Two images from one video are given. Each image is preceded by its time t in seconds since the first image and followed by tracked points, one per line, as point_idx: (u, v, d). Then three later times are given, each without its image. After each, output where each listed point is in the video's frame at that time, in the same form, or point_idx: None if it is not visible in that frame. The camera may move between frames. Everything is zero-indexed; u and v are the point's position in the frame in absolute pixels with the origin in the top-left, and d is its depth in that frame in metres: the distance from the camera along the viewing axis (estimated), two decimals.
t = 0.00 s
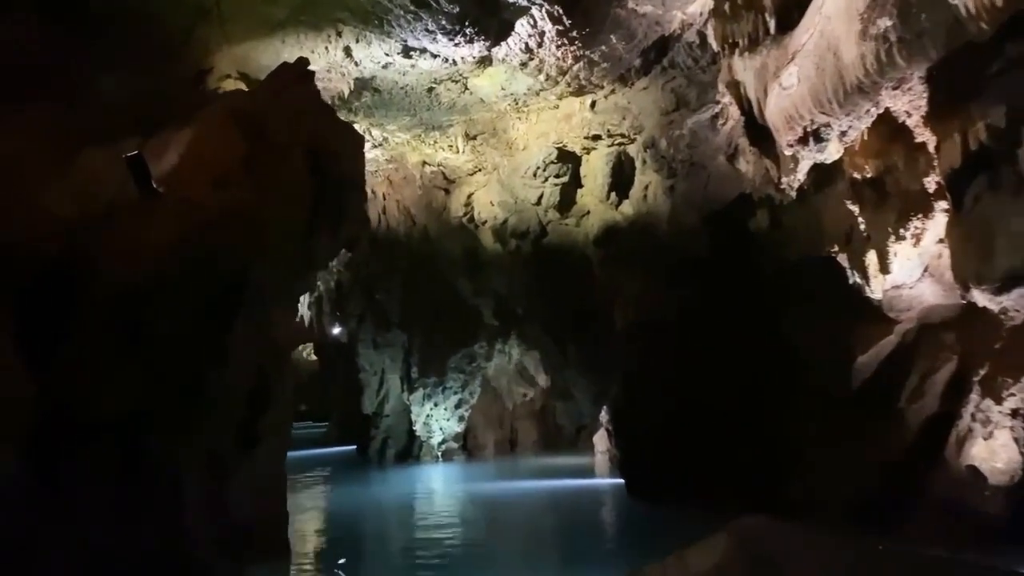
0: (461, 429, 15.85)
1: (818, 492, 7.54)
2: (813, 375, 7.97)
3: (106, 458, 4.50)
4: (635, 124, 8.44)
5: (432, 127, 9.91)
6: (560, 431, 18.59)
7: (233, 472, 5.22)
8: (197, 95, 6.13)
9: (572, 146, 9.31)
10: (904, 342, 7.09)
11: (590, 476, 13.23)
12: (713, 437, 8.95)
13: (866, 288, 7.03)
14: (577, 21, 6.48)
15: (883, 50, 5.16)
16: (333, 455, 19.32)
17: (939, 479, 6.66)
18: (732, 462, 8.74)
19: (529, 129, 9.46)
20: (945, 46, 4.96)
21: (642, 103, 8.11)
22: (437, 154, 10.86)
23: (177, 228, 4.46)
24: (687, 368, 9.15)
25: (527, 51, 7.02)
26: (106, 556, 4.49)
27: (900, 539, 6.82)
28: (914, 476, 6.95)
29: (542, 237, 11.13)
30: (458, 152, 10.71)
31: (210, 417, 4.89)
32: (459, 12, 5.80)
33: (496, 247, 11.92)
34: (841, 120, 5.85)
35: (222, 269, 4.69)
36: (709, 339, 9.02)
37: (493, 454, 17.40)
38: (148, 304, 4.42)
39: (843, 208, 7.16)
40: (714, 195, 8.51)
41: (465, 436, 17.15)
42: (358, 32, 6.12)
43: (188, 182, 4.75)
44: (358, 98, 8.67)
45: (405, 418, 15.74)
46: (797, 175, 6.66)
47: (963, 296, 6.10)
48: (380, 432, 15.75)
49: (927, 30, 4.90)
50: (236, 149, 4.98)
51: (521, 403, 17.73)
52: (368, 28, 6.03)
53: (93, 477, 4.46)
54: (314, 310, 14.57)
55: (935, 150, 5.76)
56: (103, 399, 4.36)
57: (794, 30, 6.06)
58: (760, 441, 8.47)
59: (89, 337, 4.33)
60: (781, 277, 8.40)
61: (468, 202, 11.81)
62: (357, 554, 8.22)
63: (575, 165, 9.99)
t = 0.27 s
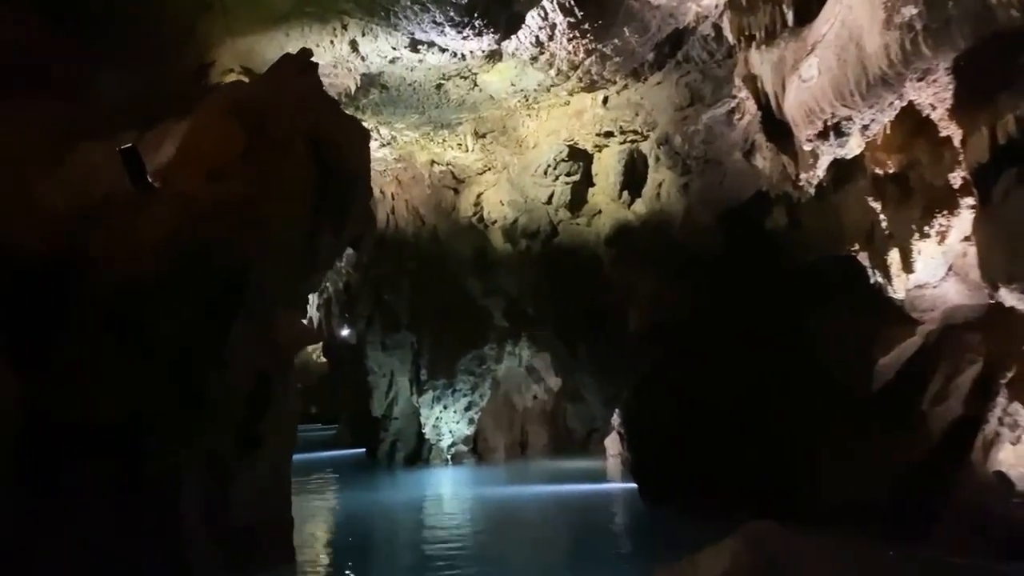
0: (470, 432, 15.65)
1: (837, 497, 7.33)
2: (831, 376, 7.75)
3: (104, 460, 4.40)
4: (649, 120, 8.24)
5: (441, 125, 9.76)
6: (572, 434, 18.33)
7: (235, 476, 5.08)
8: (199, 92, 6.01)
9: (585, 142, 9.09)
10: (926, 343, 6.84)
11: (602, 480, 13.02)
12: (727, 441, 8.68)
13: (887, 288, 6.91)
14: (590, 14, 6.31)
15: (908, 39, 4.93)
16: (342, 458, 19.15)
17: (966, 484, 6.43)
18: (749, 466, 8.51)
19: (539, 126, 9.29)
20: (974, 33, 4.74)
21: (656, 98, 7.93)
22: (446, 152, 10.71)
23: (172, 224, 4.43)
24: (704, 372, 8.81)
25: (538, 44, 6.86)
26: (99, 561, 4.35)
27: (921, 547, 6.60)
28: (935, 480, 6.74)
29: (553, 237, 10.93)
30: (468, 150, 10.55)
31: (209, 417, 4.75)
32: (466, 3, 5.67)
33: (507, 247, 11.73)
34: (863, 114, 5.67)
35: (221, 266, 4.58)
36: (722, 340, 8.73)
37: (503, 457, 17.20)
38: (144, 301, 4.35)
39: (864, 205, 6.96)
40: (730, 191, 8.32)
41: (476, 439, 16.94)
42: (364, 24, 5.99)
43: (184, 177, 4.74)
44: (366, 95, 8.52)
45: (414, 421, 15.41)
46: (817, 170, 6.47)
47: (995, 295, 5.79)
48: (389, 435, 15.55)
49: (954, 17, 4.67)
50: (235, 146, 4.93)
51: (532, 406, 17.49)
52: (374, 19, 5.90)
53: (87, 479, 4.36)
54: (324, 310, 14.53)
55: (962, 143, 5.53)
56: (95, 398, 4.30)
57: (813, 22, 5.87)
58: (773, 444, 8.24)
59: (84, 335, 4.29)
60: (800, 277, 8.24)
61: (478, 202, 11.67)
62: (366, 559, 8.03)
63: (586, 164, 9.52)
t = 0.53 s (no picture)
0: (480, 435, 15.45)
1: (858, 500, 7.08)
2: (853, 375, 7.53)
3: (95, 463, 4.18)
4: (662, 114, 8.01)
5: (449, 121, 9.57)
6: (583, 437, 18.13)
7: (233, 480, 4.89)
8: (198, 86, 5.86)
9: (596, 137, 8.85)
10: (951, 343, 6.59)
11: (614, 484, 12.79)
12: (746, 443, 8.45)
13: (912, 285, 6.71)
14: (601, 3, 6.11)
15: (936, 24, 4.70)
16: (352, 461, 18.98)
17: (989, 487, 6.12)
18: (767, 469, 8.26)
19: (549, 122, 9.06)
20: (1005, 18, 4.50)
21: (670, 91, 7.72)
22: (455, 149, 10.54)
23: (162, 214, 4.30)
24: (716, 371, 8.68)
25: (548, 35, 6.66)
26: (92, 565, 4.16)
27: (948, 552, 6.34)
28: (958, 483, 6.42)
29: (563, 235, 10.72)
30: (477, 147, 10.36)
31: (210, 415, 4.58)
32: None
33: (517, 246, 11.51)
34: (887, 103, 5.45)
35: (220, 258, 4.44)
36: (742, 339, 8.54)
37: (514, 460, 16.99)
38: (139, 293, 4.18)
39: (886, 200, 6.77)
40: (747, 187, 8.06)
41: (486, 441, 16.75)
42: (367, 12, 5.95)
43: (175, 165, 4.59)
44: (372, 90, 8.34)
45: (425, 423, 15.32)
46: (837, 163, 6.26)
47: None
48: (398, 437, 15.37)
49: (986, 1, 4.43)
50: (228, 130, 4.78)
51: (543, 408, 17.29)
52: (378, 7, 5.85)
53: (80, 480, 4.15)
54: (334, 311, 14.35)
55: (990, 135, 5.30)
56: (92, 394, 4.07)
57: (834, 10, 5.66)
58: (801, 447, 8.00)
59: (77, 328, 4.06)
60: (821, 274, 8.13)
61: (488, 200, 11.51)
62: (375, 561, 7.87)
63: (598, 161, 9.25)
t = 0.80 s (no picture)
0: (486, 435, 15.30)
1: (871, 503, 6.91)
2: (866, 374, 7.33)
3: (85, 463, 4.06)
4: (672, 107, 7.88)
5: (454, 117, 9.43)
6: (591, 438, 17.95)
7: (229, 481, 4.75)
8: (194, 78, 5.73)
9: (604, 132, 8.71)
10: (969, 341, 6.39)
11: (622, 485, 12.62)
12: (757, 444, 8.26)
13: (929, 282, 6.51)
14: None
15: (956, 9, 4.54)
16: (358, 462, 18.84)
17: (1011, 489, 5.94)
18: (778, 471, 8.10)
19: (556, 116, 8.94)
20: None
21: (679, 83, 7.60)
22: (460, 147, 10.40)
23: (151, 202, 4.22)
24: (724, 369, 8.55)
25: (554, 26, 6.52)
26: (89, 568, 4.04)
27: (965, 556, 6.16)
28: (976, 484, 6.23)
29: (569, 233, 10.56)
30: (482, 144, 10.22)
31: (208, 413, 4.46)
32: None
33: (524, 245, 11.35)
34: (905, 93, 5.27)
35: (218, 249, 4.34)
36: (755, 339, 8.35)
37: (520, 461, 16.83)
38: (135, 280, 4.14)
39: (902, 193, 6.62)
40: (757, 183, 7.85)
41: (492, 442, 16.60)
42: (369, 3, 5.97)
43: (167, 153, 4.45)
44: (377, 85, 8.22)
45: (431, 423, 15.12)
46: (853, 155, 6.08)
47: None
48: (404, 438, 15.23)
49: None
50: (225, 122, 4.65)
51: (550, 409, 17.13)
52: None
53: (81, 479, 4.09)
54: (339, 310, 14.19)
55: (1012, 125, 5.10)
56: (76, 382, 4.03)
57: None
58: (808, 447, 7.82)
59: (67, 321, 3.98)
60: (832, 270, 7.91)
61: (493, 198, 11.36)
62: (380, 563, 7.74)
63: (606, 157, 8.98)
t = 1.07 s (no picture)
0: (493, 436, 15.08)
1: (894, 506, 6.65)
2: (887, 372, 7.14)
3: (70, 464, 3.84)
4: (683, 98, 7.64)
5: (459, 111, 9.20)
6: (598, 439, 17.72)
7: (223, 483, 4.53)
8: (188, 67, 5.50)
9: (612, 125, 8.47)
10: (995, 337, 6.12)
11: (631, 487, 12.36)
12: (777, 444, 8.04)
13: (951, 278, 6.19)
14: None
15: None
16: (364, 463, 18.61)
17: None
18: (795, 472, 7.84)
19: (563, 109, 8.68)
20: None
21: (690, 73, 7.38)
22: (465, 142, 10.18)
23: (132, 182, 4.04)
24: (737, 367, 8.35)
25: (561, 13, 6.30)
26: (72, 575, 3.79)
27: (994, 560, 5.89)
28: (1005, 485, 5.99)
29: (577, 229, 10.32)
30: (488, 139, 10.00)
31: (208, 412, 4.26)
32: None
33: (530, 243, 11.10)
34: (929, 79, 4.99)
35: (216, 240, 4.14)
36: (772, 336, 8.15)
37: (527, 462, 16.59)
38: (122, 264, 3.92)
39: (924, 184, 6.39)
40: (773, 174, 7.51)
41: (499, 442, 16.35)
42: None
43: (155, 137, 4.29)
44: (379, 77, 8.01)
45: (437, 424, 14.92)
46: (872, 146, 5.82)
47: None
48: (409, 438, 15.01)
49: None
50: (211, 106, 4.50)
51: (557, 409, 16.88)
52: None
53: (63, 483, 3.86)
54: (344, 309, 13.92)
55: None
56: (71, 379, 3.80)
57: None
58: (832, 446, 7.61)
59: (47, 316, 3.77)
60: (849, 265, 7.66)
61: (499, 194, 11.14)
62: (385, 567, 7.51)
63: (614, 151, 8.83)
